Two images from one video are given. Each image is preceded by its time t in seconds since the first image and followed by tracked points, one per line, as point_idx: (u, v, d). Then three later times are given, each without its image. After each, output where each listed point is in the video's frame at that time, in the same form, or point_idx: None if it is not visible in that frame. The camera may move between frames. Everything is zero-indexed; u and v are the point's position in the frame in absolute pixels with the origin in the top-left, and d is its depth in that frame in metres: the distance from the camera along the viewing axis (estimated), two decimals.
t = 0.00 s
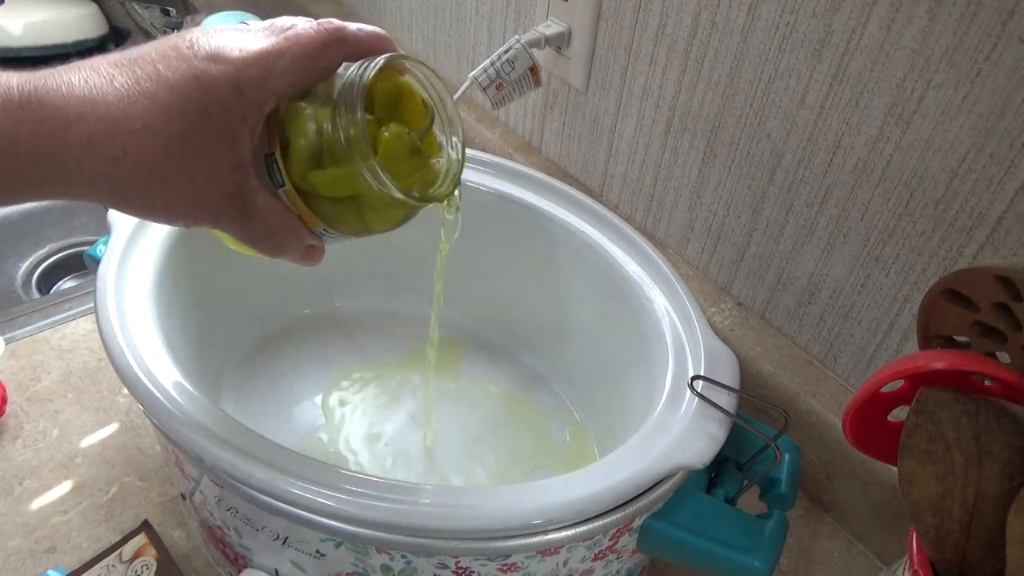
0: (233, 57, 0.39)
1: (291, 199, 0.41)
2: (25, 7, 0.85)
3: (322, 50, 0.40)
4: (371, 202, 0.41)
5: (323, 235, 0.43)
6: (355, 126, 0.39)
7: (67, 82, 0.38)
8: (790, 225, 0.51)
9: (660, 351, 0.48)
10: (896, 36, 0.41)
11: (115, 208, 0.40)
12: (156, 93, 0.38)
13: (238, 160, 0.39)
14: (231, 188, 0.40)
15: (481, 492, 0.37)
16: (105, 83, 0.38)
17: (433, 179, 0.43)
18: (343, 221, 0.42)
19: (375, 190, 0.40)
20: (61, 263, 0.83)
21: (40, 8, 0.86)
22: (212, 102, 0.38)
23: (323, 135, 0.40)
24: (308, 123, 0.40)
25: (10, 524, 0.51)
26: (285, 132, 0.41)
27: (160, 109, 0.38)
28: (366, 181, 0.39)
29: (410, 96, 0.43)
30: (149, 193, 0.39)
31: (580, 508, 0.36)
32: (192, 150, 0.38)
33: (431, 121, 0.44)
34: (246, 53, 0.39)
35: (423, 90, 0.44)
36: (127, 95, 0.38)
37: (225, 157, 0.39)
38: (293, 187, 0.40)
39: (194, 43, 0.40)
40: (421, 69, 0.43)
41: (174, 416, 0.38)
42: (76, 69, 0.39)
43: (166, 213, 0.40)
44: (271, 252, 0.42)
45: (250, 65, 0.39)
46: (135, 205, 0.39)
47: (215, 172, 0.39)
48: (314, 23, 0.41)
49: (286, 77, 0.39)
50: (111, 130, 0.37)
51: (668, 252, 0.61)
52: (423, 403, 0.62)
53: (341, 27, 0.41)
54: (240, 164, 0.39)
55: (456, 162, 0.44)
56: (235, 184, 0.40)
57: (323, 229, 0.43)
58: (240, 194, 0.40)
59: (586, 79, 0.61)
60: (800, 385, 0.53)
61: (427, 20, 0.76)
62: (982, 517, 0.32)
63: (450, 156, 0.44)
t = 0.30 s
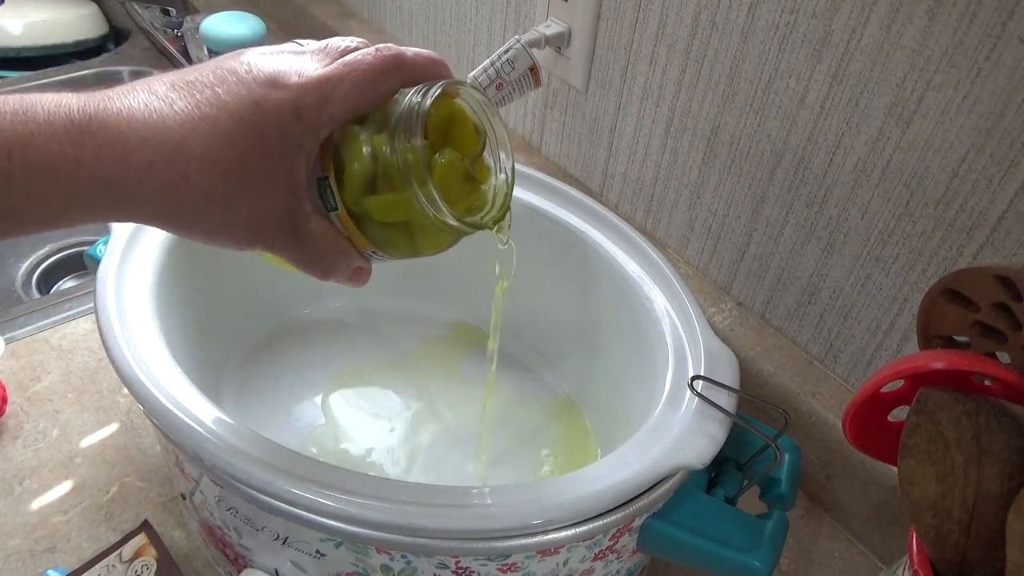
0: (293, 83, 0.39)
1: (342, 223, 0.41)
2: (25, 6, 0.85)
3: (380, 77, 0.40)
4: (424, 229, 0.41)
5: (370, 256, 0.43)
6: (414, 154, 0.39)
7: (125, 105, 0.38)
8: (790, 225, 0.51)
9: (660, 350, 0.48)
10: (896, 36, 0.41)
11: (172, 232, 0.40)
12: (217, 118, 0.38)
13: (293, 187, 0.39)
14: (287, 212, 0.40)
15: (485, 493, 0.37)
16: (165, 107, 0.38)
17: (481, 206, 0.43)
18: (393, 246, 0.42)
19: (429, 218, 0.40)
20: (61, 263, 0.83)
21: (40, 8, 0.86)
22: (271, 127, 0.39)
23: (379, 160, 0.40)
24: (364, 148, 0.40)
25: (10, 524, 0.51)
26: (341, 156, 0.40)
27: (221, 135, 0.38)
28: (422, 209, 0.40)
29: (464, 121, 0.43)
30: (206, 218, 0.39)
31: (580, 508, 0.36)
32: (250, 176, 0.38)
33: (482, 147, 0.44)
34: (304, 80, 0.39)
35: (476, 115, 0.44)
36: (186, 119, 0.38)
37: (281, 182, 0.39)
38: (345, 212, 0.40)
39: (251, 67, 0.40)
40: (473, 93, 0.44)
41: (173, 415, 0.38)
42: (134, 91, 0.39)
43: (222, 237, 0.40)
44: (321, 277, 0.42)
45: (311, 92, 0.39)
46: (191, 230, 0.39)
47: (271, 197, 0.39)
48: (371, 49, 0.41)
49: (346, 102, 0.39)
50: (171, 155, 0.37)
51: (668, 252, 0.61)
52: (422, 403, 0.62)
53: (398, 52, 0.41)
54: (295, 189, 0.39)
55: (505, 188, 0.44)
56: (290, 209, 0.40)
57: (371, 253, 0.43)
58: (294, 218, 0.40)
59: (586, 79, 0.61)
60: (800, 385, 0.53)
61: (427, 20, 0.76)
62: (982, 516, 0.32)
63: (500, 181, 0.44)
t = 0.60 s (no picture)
0: (287, 55, 0.39)
1: (335, 192, 0.41)
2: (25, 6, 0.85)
3: (372, 50, 0.40)
4: (415, 200, 0.42)
5: (363, 226, 0.44)
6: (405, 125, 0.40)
7: (121, 76, 0.37)
8: (790, 225, 0.51)
9: (659, 350, 0.48)
10: (896, 36, 0.41)
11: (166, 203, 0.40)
12: (212, 90, 0.38)
13: (286, 158, 0.40)
14: (281, 184, 0.40)
15: (488, 493, 0.37)
16: (160, 78, 0.38)
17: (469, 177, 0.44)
18: (384, 215, 0.43)
19: (420, 188, 0.41)
20: (61, 263, 0.82)
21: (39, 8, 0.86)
22: (266, 100, 0.38)
23: (370, 132, 0.41)
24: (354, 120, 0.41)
25: (10, 524, 0.51)
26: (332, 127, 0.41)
27: (217, 108, 0.38)
28: (413, 178, 0.41)
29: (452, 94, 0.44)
30: (201, 190, 0.39)
31: (580, 508, 0.36)
32: (245, 149, 0.38)
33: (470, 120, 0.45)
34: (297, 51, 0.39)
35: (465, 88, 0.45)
36: (182, 91, 0.38)
37: (274, 154, 0.39)
38: (339, 182, 0.41)
39: (245, 39, 0.40)
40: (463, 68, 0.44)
41: (174, 415, 0.38)
42: (126, 61, 0.39)
43: (216, 209, 0.40)
44: (314, 245, 0.42)
45: (305, 64, 0.39)
46: (185, 201, 0.39)
47: (265, 169, 0.39)
48: (362, 21, 0.41)
49: (338, 75, 0.40)
50: (167, 126, 0.37)
51: (668, 252, 0.61)
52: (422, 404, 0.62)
53: (390, 25, 0.41)
54: (288, 160, 0.40)
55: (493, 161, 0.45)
56: (283, 180, 0.40)
57: (363, 222, 0.43)
58: (288, 189, 0.40)
59: (586, 79, 0.61)
60: (800, 385, 0.53)
61: (427, 20, 0.76)
62: (982, 517, 0.32)
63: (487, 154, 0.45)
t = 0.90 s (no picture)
0: (247, 23, 0.38)
1: (296, 163, 0.40)
2: (25, 7, 0.85)
3: (333, 21, 0.39)
4: (376, 173, 0.41)
5: (325, 196, 0.43)
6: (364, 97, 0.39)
7: (81, 40, 0.38)
8: (790, 225, 0.51)
9: (659, 350, 0.48)
10: (896, 36, 0.41)
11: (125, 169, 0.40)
12: (169, 56, 0.38)
13: (247, 128, 0.39)
14: (241, 154, 0.39)
15: (488, 493, 0.37)
16: (120, 43, 0.38)
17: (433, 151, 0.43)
18: (345, 187, 0.42)
19: (380, 162, 0.40)
20: (61, 263, 0.83)
21: (39, 9, 0.86)
22: (225, 69, 0.38)
23: (329, 103, 0.39)
24: (314, 91, 0.39)
25: (10, 524, 0.51)
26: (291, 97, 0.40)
27: (173, 74, 0.38)
28: (373, 153, 0.40)
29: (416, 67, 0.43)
30: (159, 157, 0.39)
31: (580, 508, 0.36)
32: (201, 117, 0.38)
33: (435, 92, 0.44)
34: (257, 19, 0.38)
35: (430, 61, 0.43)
36: (140, 56, 0.38)
37: (233, 122, 0.39)
38: (298, 153, 0.40)
39: (207, 5, 0.39)
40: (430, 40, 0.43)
41: (175, 415, 0.38)
42: (93, 27, 0.40)
43: (173, 176, 0.40)
44: (275, 215, 0.42)
45: (264, 33, 0.38)
46: (142, 167, 0.39)
47: (224, 137, 0.39)
48: None
49: (298, 44, 0.38)
50: (123, 91, 0.37)
51: (668, 252, 0.61)
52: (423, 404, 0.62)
53: None
54: (249, 129, 0.39)
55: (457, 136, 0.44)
56: (243, 150, 0.39)
57: (325, 192, 0.43)
58: (248, 159, 0.40)
59: (586, 79, 0.61)
60: (800, 385, 0.53)
61: (427, 20, 0.76)
62: (982, 517, 0.32)
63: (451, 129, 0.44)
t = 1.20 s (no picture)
0: (214, 11, 0.39)
1: (267, 152, 0.41)
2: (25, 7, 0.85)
3: (302, 11, 0.39)
4: (346, 163, 0.41)
5: (295, 187, 0.44)
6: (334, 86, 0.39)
7: (41, 23, 0.38)
8: (790, 225, 0.51)
9: (659, 350, 0.48)
10: (896, 36, 0.41)
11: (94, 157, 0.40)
12: (134, 42, 0.38)
13: (215, 115, 0.40)
14: (207, 142, 0.40)
15: (488, 493, 0.37)
16: (82, 28, 0.38)
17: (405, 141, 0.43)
18: (316, 177, 0.42)
19: (350, 152, 0.40)
20: (61, 262, 0.83)
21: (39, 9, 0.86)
22: (190, 55, 0.39)
23: (300, 92, 0.39)
24: (285, 80, 0.39)
25: (10, 524, 0.51)
26: (262, 86, 0.40)
27: (139, 60, 0.38)
28: (343, 142, 0.40)
29: (390, 57, 0.42)
30: (124, 144, 0.39)
31: (580, 508, 0.36)
32: (167, 103, 0.39)
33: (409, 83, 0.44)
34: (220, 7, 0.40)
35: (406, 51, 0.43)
36: (104, 42, 0.38)
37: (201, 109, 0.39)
38: (269, 142, 0.40)
39: None
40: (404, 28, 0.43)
41: (175, 416, 0.38)
42: (51, 9, 0.39)
43: (138, 162, 0.40)
44: (244, 205, 0.43)
45: (232, 21, 0.39)
46: (106, 153, 0.40)
47: (191, 123, 0.40)
48: None
49: (266, 33, 0.39)
50: (88, 77, 0.38)
51: (668, 252, 0.61)
52: (423, 404, 0.62)
53: None
54: (216, 116, 0.40)
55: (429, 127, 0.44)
56: (211, 138, 0.40)
57: (297, 183, 0.43)
58: (215, 147, 0.40)
59: (586, 79, 0.61)
60: (800, 385, 0.53)
61: (427, 21, 0.76)
62: (983, 517, 0.32)
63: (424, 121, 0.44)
